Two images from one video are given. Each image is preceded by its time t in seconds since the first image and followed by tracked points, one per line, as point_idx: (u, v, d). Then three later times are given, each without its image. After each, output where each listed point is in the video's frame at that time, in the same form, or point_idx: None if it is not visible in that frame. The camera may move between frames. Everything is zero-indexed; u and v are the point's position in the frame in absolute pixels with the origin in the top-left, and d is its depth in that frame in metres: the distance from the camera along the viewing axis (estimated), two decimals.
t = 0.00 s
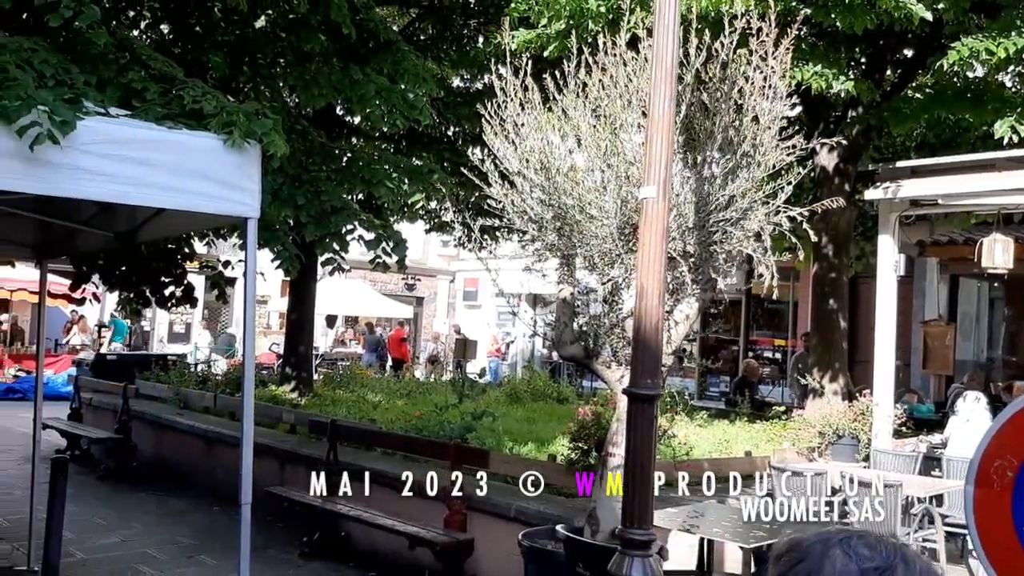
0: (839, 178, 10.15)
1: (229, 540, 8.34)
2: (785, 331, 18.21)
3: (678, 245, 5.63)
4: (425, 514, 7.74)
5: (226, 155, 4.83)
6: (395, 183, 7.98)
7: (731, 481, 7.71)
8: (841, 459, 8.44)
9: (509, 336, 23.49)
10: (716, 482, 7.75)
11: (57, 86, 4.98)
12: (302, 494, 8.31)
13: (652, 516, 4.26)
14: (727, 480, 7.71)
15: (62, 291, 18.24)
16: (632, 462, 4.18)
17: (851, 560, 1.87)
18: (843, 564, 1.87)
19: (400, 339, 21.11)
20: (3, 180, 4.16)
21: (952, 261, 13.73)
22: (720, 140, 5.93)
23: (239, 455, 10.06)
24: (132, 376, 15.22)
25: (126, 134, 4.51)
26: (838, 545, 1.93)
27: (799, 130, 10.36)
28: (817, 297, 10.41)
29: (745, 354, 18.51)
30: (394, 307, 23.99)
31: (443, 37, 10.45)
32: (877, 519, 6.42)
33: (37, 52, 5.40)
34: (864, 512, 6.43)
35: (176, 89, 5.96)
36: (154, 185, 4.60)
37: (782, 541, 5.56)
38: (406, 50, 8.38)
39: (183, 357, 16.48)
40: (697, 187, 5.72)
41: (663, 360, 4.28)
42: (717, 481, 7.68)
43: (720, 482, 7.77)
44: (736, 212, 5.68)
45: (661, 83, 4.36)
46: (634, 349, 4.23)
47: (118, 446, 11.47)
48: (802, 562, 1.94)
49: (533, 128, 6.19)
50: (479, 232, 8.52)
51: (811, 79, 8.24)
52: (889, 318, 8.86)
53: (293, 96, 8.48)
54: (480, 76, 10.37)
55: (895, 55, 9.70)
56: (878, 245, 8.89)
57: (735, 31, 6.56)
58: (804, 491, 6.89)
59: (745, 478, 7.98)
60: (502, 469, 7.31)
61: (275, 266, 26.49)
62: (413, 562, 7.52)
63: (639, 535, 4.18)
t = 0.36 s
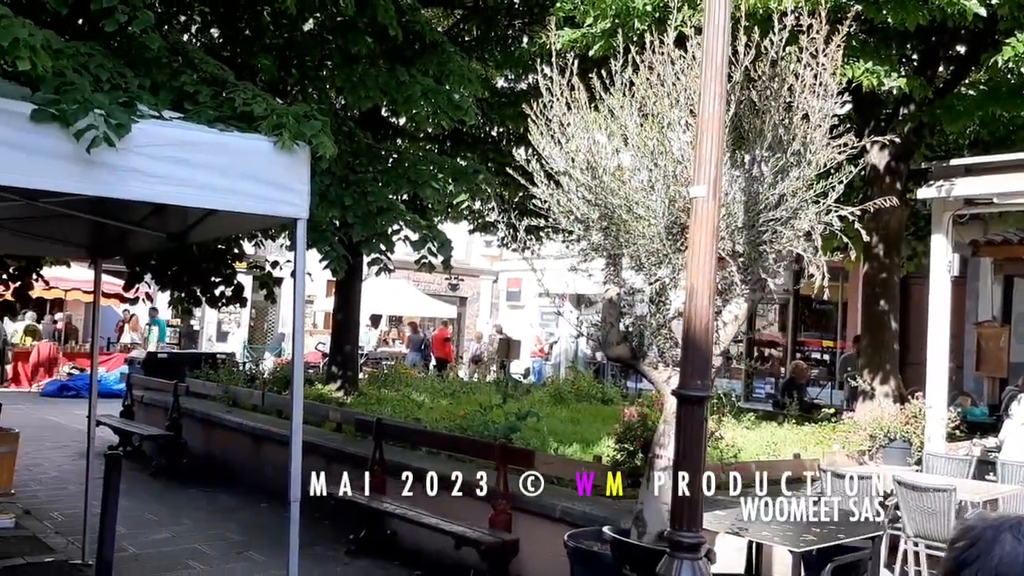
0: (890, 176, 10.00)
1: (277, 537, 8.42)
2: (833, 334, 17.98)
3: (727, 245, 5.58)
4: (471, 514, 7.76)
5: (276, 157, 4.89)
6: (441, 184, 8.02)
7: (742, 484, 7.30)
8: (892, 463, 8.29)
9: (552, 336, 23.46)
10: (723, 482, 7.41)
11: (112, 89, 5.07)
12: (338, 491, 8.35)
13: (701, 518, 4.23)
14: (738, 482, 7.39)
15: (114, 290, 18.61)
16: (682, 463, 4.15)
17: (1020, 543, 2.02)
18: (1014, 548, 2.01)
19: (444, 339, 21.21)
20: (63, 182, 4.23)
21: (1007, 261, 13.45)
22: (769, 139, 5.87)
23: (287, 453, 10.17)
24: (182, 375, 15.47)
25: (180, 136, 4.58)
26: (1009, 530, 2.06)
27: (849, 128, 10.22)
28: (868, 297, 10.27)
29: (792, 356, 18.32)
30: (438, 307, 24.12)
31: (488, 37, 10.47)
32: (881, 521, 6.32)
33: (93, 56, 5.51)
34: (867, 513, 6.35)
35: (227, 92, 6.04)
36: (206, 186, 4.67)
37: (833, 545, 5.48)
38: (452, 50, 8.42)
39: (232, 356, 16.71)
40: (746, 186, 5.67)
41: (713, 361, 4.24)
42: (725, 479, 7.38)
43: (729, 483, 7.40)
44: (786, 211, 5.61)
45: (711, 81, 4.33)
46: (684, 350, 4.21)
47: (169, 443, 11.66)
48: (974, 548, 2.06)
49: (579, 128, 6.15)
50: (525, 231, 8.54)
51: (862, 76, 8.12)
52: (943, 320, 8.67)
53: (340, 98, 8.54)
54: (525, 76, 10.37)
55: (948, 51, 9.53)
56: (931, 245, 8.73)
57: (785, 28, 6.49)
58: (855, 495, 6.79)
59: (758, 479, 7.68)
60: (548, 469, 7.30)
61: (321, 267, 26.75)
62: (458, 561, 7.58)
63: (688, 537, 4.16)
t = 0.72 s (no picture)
0: (941, 175, 9.82)
1: (320, 533, 8.50)
2: (881, 335, 17.71)
3: (773, 244, 5.50)
4: (512, 513, 7.76)
5: (320, 157, 4.93)
6: (483, 183, 8.03)
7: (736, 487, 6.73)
8: (942, 467, 8.33)
9: (594, 336, 23.40)
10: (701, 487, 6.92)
11: (162, 90, 5.16)
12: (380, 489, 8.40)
13: (747, 520, 4.19)
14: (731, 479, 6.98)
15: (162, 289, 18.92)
16: (729, 464, 4.12)
17: None
18: None
19: (485, 338, 21.25)
20: (114, 181, 4.30)
21: None
22: (817, 137, 5.78)
23: (330, 451, 10.25)
24: (228, 373, 15.67)
25: (227, 136, 4.63)
26: None
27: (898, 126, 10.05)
28: (917, 298, 10.09)
29: (838, 358, 18.07)
30: (479, 306, 24.17)
31: (531, 36, 10.47)
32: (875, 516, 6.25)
33: (143, 58, 5.60)
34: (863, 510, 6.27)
35: (273, 93, 6.10)
36: (253, 187, 4.72)
37: (881, 550, 5.39)
38: (495, 49, 8.43)
39: (277, 353, 16.89)
40: (793, 185, 5.58)
41: (760, 362, 4.20)
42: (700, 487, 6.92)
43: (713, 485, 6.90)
44: (835, 210, 5.52)
45: (759, 78, 4.29)
46: (731, 350, 4.17)
47: (214, 439, 11.82)
48: None
49: (623, 126, 6.11)
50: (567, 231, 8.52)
51: (912, 73, 7.98)
52: (995, 321, 8.48)
53: (383, 98, 8.60)
54: (567, 74, 10.35)
55: (1001, 46, 9.33)
56: (983, 244, 8.55)
57: (834, 24, 6.40)
58: (902, 499, 6.67)
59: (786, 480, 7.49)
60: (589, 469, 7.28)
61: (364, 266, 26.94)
62: (499, 559, 7.56)
63: (735, 540, 4.13)
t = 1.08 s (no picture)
0: (1009, 174, 9.56)
1: (378, 531, 8.59)
2: (946, 338, 17.31)
3: (836, 245, 5.40)
4: (568, 514, 7.74)
5: (380, 159, 4.97)
6: (539, 183, 8.03)
7: (740, 484, 6.81)
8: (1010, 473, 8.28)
9: (649, 337, 23.24)
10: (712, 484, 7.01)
11: (226, 94, 5.25)
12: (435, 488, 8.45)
13: (811, 526, 4.14)
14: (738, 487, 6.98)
15: (222, 288, 19.27)
16: (794, 468, 4.07)
17: None
18: None
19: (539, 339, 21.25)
20: (181, 183, 4.38)
21: None
22: (882, 136, 5.67)
23: (386, 449, 10.34)
24: (286, 371, 15.90)
25: (290, 139, 4.70)
26: None
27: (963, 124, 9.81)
28: (984, 301, 9.84)
29: (901, 361, 17.70)
30: (534, 307, 24.19)
31: (587, 36, 10.45)
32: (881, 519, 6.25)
33: (208, 62, 5.70)
34: (866, 509, 6.29)
35: (334, 96, 6.18)
36: (315, 189, 4.78)
37: (947, 558, 5.25)
38: (551, 50, 8.43)
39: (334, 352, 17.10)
40: (857, 184, 5.48)
41: (825, 366, 4.14)
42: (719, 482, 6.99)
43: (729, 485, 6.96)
44: (900, 211, 5.40)
45: (823, 77, 4.23)
46: (794, 353, 4.13)
47: (274, 437, 12.00)
48: None
49: (682, 126, 6.06)
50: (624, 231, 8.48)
51: (979, 69, 7.79)
52: None
53: (440, 100, 8.65)
54: (624, 74, 10.30)
55: None
56: None
57: (899, 21, 6.27)
58: (968, 505, 6.48)
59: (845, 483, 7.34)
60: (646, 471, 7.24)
61: (419, 267, 27.12)
62: (555, 561, 7.50)
63: (798, 546, 4.09)
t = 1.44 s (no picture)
0: None
1: (422, 529, 8.64)
2: (999, 339, 16.95)
3: (888, 244, 5.31)
4: (612, 515, 7.73)
5: (425, 159, 4.99)
6: (584, 183, 8.02)
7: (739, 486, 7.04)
8: None
9: (694, 338, 23.09)
10: (713, 484, 7.12)
11: (275, 97, 5.32)
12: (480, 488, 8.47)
13: (862, 530, 4.10)
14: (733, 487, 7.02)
15: (269, 288, 19.53)
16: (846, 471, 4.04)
17: None
18: None
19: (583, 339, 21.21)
20: (231, 185, 4.44)
21: None
22: (935, 134, 5.57)
23: (431, 448, 10.39)
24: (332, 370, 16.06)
25: (336, 140, 4.75)
26: None
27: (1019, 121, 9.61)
28: None
29: (952, 363, 17.38)
30: (578, 307, 24.17)
31: (632, 34, 10.41)
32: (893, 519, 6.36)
33: (258, 64, 5.77)
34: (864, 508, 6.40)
35: (380, 96, 6.23)
36: (361, 189, 4.82)
37: (1002, 564, 5.15)
38: (597, 49, 8.42)
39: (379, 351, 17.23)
40: (909, 183, 5.38)
41: (878, 368, 4.10)
42: (719, 481, 7.08)
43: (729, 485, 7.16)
44: (954, 209, 5.28)
45: (877, 74, 4.17)
46: (846, 355, 4.09)
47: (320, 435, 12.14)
48: None
49: (730, 124, 6.01)
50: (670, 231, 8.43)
51: None
52: None
53: (485, 100, 8.68)
54: (669, 72, 10.25)
55: None
56: None
57: (953, 16, 6.16)
58: None
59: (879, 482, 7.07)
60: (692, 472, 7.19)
61: (463, 267, 27.24)
62: (600, 562, 7.54)
63: (849, 550, 4.05)
